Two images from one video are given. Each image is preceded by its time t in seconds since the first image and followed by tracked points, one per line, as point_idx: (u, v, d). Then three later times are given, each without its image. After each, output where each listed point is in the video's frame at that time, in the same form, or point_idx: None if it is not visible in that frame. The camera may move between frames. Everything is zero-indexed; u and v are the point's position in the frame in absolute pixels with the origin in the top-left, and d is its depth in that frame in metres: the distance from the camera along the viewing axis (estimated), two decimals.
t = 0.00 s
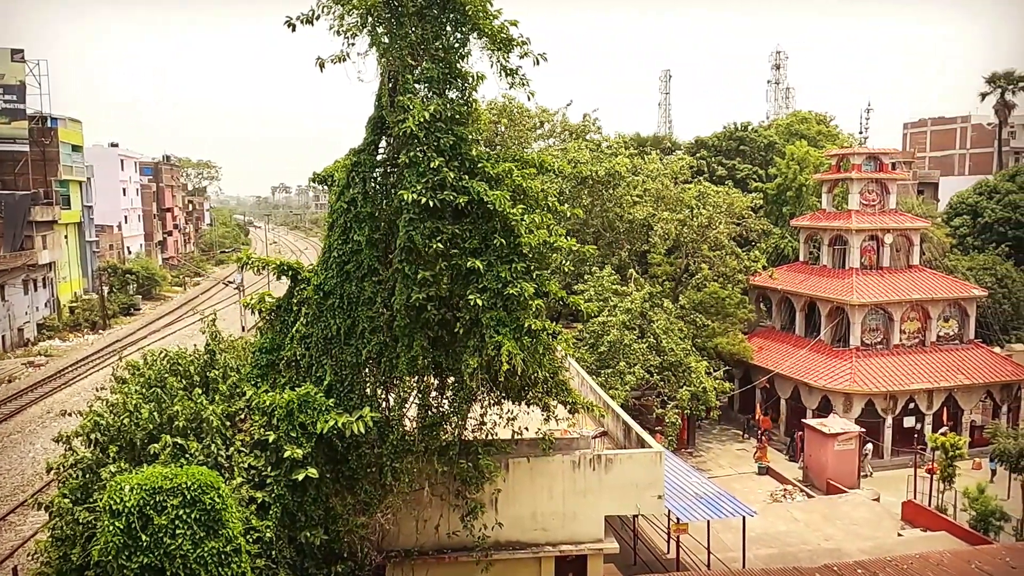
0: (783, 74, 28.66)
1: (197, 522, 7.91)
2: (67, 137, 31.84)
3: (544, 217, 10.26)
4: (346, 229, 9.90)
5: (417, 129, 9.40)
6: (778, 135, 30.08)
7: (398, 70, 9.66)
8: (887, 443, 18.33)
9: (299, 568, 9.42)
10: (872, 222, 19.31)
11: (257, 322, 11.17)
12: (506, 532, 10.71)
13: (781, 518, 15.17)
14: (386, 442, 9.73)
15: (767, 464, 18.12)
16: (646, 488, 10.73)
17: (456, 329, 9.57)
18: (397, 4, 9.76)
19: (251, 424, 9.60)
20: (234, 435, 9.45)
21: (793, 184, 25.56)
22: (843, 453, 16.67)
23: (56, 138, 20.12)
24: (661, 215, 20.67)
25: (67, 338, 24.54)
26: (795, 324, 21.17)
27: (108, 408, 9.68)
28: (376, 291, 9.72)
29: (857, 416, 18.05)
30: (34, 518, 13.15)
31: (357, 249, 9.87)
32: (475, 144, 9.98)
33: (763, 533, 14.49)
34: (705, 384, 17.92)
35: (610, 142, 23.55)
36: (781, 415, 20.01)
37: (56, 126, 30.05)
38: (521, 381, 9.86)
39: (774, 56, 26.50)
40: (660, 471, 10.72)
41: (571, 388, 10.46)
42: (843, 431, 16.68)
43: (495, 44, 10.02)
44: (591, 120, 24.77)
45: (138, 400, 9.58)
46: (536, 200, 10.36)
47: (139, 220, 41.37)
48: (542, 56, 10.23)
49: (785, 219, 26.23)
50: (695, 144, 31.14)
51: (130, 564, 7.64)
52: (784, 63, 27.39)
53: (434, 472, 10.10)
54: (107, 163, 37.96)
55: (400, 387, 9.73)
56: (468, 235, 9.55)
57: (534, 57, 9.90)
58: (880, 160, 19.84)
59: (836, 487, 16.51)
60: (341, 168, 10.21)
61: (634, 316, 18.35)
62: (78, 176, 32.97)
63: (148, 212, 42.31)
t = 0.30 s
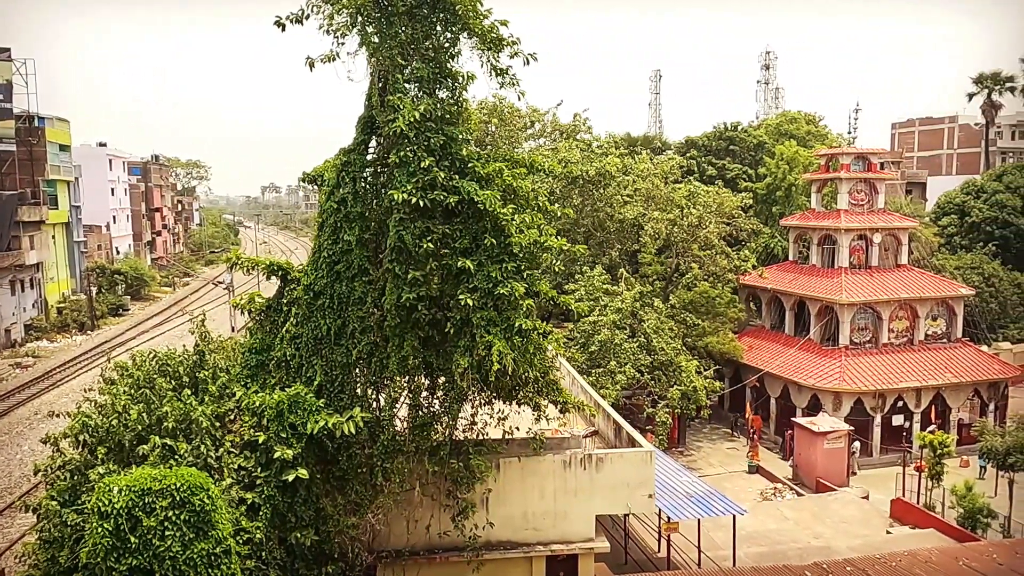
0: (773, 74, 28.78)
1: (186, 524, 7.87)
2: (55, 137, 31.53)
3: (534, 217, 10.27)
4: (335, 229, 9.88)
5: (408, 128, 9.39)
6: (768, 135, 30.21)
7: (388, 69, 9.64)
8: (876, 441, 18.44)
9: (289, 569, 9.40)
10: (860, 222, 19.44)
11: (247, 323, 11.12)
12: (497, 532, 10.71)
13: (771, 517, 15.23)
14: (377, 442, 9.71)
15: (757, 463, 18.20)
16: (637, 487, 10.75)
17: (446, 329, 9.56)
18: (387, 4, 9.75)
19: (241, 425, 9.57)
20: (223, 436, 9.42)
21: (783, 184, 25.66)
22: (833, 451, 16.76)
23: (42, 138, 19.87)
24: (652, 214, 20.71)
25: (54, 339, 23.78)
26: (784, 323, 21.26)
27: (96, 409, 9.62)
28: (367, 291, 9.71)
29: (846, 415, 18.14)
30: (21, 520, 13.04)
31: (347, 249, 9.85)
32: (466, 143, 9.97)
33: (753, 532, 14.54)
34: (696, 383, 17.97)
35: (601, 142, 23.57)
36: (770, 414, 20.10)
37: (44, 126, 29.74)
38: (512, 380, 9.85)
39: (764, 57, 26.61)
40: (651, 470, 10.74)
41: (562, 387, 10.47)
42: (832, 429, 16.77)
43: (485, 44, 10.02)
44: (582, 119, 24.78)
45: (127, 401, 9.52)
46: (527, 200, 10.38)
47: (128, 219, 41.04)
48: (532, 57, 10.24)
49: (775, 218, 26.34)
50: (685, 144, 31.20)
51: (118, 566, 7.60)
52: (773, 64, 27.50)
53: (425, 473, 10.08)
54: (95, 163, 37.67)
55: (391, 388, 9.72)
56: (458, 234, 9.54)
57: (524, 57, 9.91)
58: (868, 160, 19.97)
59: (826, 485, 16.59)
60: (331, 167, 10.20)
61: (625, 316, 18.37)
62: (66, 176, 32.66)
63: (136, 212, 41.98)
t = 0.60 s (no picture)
0: (703, 75, 29.43)
1: (111, 536, 7.58)
2: None
3: (469, 215, 10.27)
4: (266, 229, 9.67)
5: (339, 126, 9.26)
6: (699, 135, 30.89)
7: (318, 67, 9.48)
8: (803, 431, 19.07)
9: None
10: (786, 220, 20.06)
11: (174, 326, 10.77)
12: (435, 532, 10.66)
13: (705, 508, 15.60)
14: (311, 445, 9.55)
15: (690, 456, 18.61)
16: (574, 483, 10.85)
17: (381, 329, 9.46)
18: None
19: (168, 432, 9.27)
20: (150, 444, 9.12)
21: (713, 182, 26.28)
22: (762, 442, 17.26)
23: None
24: (587, 213, 20.93)
25: None
26: (716, 318, 21.79)
27: (11, 420, 9.17)
28: (299, 292, 9.54)
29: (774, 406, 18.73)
30: None
31: (278, 249, 9.65)
32: (399, 142, 9.89)
33: (687, 523, 14.86)
34: (631, 379, 18.25)
35: (536, 141, 23.70)
36: (703, 408, 20.56)
37: None
38: (448, 380, 9.82)
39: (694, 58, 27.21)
40: (588, 465, 10.85)
41: (499, 386, 10.48)
42: (761, 421, 17.28)
43: (418, 42, 9.98)
44: (517, 119, 24.84)
45: (45, 410, 9.11)
46: (461, 199, 10.37)
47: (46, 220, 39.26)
48: (465, 56, 10.25)
49: (706, 216, 26.96)
50: (619, 143, 31.62)
51: None
52: (703, 65, 28.13)
53: (361, 475, 9.96)
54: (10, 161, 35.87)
55: (325, 390, 9.57)
56: (392, 234, 9.44)
57: (456, 55, 9.91)
58: (793, 159, 20.61)
59: (756, 475, 17.08)
60: (261, 166, 9.97)
61: (561, 314, 18.50)
62: None
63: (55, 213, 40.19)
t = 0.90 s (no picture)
0: (690, 75, 29.53)
1: (95, 539, 7.53)
2: None
3: (456, 215, 10.27)
4: (252, 229, 9.62)
5: (326, 126, 9.23)
6: (685, 135, 31.01)
7: (304, 66, 9.43)
8: (789, 429, 19.18)
9: None
10: (773, 220, 20.17)
11: (159, 328, 10.70)
12: (424, 533, 10.64)
13: (692, 506, 15.67)
14: (298, 446, 9.51)
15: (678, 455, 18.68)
16: (562, 482, 10.86)
17: (368, 330, 9.43)
18: None
19: (153, 434, 9.21)
20: (135, 445, 9.06)
21: (700, 182, 26.39)
22: (749, 441, 17.36)
23: None
24: (574, 213, 20.94)
25: None
26: (703, 318, 21.89)
27: None
28: (286, 292, 9.50)
29: (761, 405, 18.83)
30: None
31: (265, 249, 9.61)
32: (386, 142, 9.88)
33: (674, 522, 14.92)
34: (619, 378, 18.29)
35: (523, 141, 23.72)
36: (690, 407, 20.63)
37: None
38: (436, 380, 9.81)
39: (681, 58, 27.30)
40: (576, 465, 10.86)
41: (487, 386, 10.48)
42: (748, 419, 17.37)
43: (404, 41, 9.98)
44: (505, 119, 24.83)
45: (28, 412, 9.03)
46: (448, 199, 10.39)
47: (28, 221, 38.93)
48: (451, 56, 10.25)
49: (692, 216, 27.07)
50: (606, 143, 31.69)
51: None
52: (690, 65, 28.24)
53: (349, 475, 9.94)
54: None
55: (312, 391, 9.53)
56: (379, 234, 9.41)
57: (443, 55, 9.91)
58: (779, 159, 20.72)
59: (743, 473, 17.16)
60: (247, 166, 9.93)
61: (549, 314, 18.50)
62: None
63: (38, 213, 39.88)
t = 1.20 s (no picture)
0: (664, 75, 29.73)
1: (65, 544, 7.42)
2: None
3: (431, 214, 10.25)
4: (224, 229, 9.51)
5: (299, 125, 9.14)
6: (660, 135, 31.23)
7: (277, 65, 9.34)
8: (763, 426, 19.38)
9: None
10: (746, 219, 20.35)
11: (130, 329, 10.54)
12: (400, 533, 10.60)
13: (667, 503, 15.78)
14: (273, 448, 9.43)
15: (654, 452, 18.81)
16: (539, 482, 10.87)
17: (343, 330, 9.36)
18: None
19: (124, 437, 9.08)
20: (105, 449, 8.93)
21: (675, 182, 26.59)
22: (723, 438, 17.52)
23: None
24: (550, 212, 20.98)
25: None
26: (678, 316, 22.04)
27: None
28: (259, 292, 9.41)
29: (735, 402, 19.00)
30: None
31: (237, 249, 9.51)
32: (361, 141, 9.82)
33: (650, 519, 15.01)
34: (595, 377, 18.37)
35: (499, 140, 23.71)
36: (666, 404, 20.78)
37: None
38: (412, 380, 9.79)
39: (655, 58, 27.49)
40: (553, 464, 10.88)
41: (463, 385, 10.46)
42: (722, 417, 17.52)
43: (379, 40, 9.93)
44: (480, 118, 24.82)
45: None
46: (423, 198, 10.38)
47: None
48: (426, 54, 10.21)
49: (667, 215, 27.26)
50: (581, 143, 31.79)
51: None
52: (664, 66, 28.42)
53: (324, 477, 9.87)
54: None
55: (286, 392, 9.46)
56: (354, 233, 9.33)
57: (418, 54, 9.87)
58: (752, 158, 20.84)
59: (718, 470, 17.31)
60: (219, 165, 9.84)
61: (525, 313, 18.50)
62: None
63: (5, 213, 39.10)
